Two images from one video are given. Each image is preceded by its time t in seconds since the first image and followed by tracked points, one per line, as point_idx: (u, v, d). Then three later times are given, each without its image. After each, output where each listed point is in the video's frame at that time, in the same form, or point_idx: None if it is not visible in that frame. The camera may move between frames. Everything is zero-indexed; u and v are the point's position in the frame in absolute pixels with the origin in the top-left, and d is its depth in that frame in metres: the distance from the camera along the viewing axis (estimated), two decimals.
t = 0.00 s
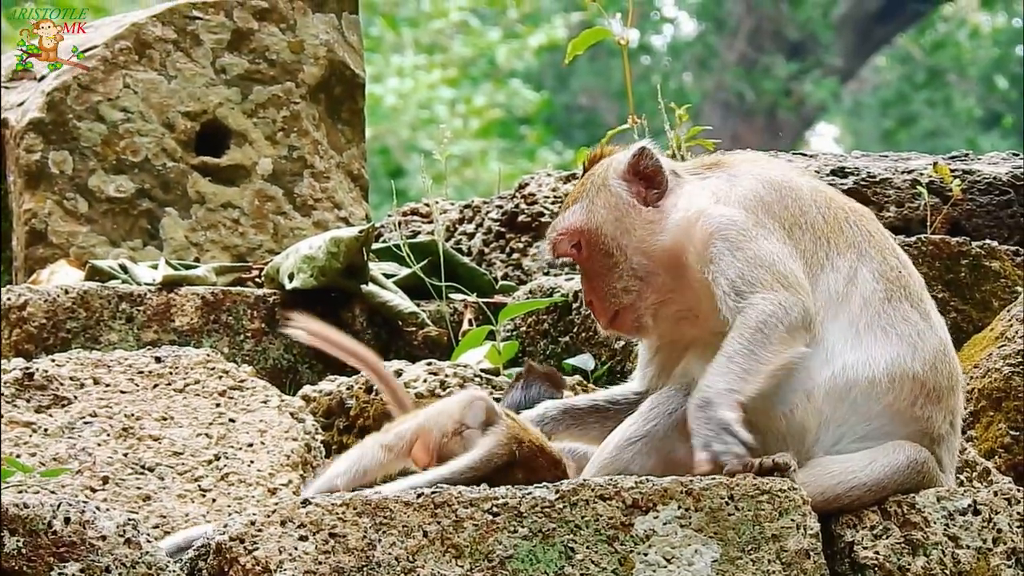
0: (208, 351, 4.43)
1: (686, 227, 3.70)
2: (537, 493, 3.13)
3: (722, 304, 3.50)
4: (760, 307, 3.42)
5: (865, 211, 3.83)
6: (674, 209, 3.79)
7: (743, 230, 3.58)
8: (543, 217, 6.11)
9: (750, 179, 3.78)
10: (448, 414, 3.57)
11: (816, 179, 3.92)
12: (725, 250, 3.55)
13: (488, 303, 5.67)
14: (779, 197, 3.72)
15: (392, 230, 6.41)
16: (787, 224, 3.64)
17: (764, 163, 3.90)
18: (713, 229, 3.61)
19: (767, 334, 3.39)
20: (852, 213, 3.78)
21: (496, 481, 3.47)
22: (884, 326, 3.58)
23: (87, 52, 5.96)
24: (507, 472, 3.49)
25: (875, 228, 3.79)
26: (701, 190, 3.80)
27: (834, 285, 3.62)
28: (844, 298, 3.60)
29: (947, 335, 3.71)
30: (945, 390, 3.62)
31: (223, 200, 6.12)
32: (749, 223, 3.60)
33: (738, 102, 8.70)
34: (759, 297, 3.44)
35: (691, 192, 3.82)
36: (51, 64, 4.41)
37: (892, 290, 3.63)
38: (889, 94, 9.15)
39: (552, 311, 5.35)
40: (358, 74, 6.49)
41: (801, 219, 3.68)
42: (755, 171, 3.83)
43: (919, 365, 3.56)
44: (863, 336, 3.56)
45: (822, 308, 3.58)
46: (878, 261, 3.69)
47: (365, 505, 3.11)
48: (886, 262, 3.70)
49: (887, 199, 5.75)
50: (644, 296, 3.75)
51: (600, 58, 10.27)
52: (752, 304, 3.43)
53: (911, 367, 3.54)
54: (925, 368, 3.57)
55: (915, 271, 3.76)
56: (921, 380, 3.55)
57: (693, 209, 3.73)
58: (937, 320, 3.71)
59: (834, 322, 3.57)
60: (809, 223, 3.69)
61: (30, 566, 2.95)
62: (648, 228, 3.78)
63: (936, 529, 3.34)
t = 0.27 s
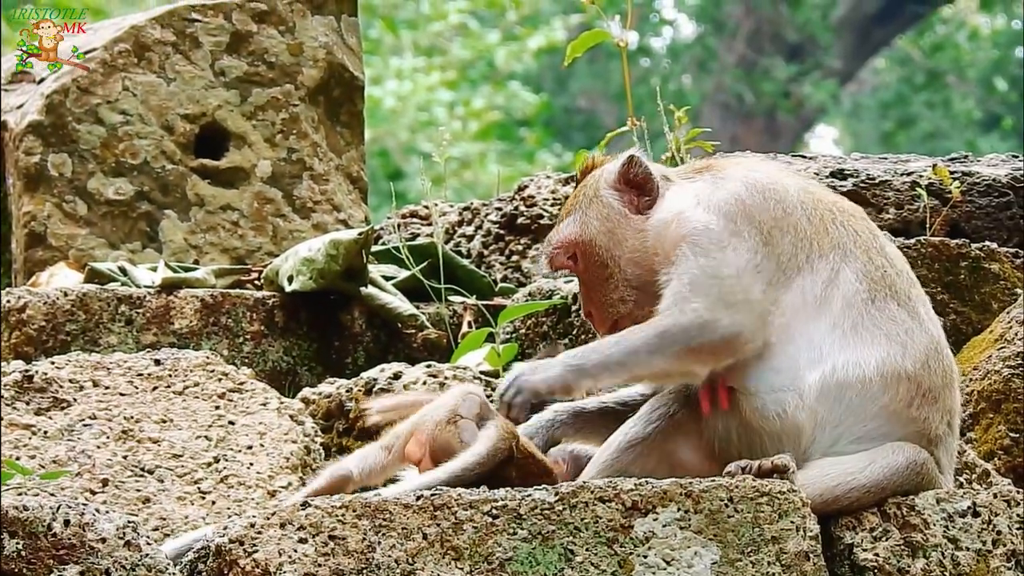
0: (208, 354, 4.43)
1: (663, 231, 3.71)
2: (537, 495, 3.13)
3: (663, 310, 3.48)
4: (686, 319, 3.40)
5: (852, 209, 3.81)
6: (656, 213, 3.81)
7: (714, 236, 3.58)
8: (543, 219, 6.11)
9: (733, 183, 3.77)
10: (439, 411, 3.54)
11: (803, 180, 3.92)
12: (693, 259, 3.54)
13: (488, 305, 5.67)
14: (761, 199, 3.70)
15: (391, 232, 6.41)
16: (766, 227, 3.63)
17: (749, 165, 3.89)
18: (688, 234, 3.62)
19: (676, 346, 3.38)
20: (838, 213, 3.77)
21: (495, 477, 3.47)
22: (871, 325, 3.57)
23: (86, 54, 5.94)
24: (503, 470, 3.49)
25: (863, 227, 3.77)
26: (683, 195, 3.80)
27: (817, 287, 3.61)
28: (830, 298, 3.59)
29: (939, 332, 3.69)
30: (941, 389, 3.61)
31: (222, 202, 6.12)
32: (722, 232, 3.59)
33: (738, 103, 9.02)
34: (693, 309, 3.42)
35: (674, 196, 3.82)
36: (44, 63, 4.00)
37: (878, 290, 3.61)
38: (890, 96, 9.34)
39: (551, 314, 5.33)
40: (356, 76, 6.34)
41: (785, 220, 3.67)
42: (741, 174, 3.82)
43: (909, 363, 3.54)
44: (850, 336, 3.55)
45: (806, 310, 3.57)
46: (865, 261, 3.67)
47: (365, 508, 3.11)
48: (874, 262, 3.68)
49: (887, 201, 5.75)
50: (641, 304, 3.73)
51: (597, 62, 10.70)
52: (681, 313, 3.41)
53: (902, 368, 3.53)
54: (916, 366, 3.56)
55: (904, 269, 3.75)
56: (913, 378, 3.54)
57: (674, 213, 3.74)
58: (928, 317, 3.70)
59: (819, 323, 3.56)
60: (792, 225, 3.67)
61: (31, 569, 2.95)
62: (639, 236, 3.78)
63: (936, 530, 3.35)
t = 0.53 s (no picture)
0: (208, 355, 4.43)
1: (648, 237, 3.82)
2: (539, 496, 3.14)
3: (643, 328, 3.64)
4: (660, 342, 3.55)
5: (840, 209, 3.85)
6: (643, 219, 3.89)
7: (697, 246, 3.69)
8: (543, 219, 6.11)
9: (719, 189, 3.84)
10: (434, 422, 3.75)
11: (793, 182, 3.96)
12: (674, 270, 3.66)
13: (488, 305, 5.67)
14: (744, 205, 3.78)
15: (392, 233, 6.41)
16: (749, 232, 3.72)
17: (737, 170, 3.97)
18: (671, 242, 3.73)
19: (648, 374, 3.55)
20: (826, 214, 3.81)
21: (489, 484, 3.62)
22: (860, 324, 3.59)
23: (86, 54, 5.97)
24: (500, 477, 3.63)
25: (851, 226, 3.80)
26: (671, 202, 3.88)
27: (802, 290, 3.66)
28: (816, 299, 3.64)
29: (932, 329, 3.70)
30: (937, 387, 3.61)
31: (222, 203, 6.11)
32: (705, 241, 3.70)
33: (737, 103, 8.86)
34: (668, 330, 3.56)
35: (662, 202, 3.90)
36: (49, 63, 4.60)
37: (865, 288, 3.64)
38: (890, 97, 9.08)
39: (552, 314, 5.33)
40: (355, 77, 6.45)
41: (770, 224, 3.74)
42: (728, 179, 3.89)
43: (900, 361, 3.55)
44: (838, 336, 3.58)
45: (791, 314, 3.63)
46: (852, 260, 3.70)
47: (366, 509, 3.11)
48: (861, 260, 3.71)
49: (887, 202, 5.75)
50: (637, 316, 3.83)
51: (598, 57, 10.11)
52: (656, 335, 3.56)
53: (893, 366, 3.54)
54: (908, 363, 3.56)
55: (894, 267, 3.76)
56: (906, 376, 3.55)
57: (659, 221, 3.84)
58: (921, 314, 3.71)
59: (806, 325, 3.61)
60: (776, 229, 3.74)
61: (33, 569, 2.95)
62: (630, 247, 3.85)
63: (936, 532, 3.29)
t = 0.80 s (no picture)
0: (212, 353, 4.42)
1: (651, 244, 3.77)
2: (542, 495, 3.14)
3: (657, 342, 3.61)
4: (678, 357, 3.53)
5: (838, 206, 3.84)
6: (643, 227, 3.84)
7: (701, 252, 3.67)
8: (547, 219, 6.10)
9: (718, 190, 3.83)
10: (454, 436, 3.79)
11: (792, 181, 3.95)
12: (679, 279, 3.64)
13: (492, 305, 5.67)
14: (745, 206, 3.76)
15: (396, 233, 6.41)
16: (751, 235, 3.70)
17: (735, 169, 3.95)
18: (675, 249, 3.71)
19: (672, 389, 3.53)
20: (825, 213, 3.80)
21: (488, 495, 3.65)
22: (862, 325, 3.60)
23: (87, 55, 6.00)
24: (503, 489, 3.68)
25: (851, 225, 3.80)
26: (670, 206, 3.86)
27: (804, 292, 3.65)
28: (819, 300, 3.64)
29: (934, 326, 3.70)
30: (938, 385, 3.62)
31: (226, 202, 6.11)
32: (708, 246, 3.68)
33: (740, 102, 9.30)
34: (682, 343, 3.54)
35: (661, 209, 3.86)
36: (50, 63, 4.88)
37: (866, 288, 3.64)
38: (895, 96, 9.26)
39: (555, 313, 5.32)
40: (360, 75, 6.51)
41: (772, 225, 3.73)
42: (726, 179, 3.87)
43: (902, 361, 3.56)
44: (841, 338, 3.59)
45: (795, 316, 3.62)
46: (852, 260, 3.70)
47: (370, 507, 3.11)
48: (862, 260, 3.71)
49: (891, 201, 5.75)
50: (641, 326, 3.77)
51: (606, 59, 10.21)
52: (672, 350, 3.55)
53: (896, 366, 3.55)
54: (910, 363, 3.57)
55: (895, 265, 3.76)
56: (908, 375, 3.56)
57: (659, 226, 3.80)
58: (922, 312, 3.71)
59: (809, 327, 3.61)
60: (777, 230, 3.73)
61: (34, 567, 2.95)
62: (631, 255, 3.79)
63: (940, 530, 3.34)
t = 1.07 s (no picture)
0: (215, 352, 4.41)
1: (649, 247, 3.79)
2: (545, 493, 3.13)
3: (654, 346, 3.62)
4: (676, 362, 3.54)
5: (837, 206, 3.84)
6: (642, 229, 3.85)
7: (699, 255, 3.67)
8: (551, 217, 6.10)
9: (716, 192, 3.83)
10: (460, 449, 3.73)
11: (791, 181, 3.95)
12: (678, 283, 3.65)
13: (495, 303, 5.66)
14: (743, 208, 3.77)
15: (399, 231, 6.40)
16: (749, 237, 3.70)
17: (734, 170, 3.95)
18: (673, 252, 3.72)
19: (669, 394, 3.54)
20: (824, 213, 3.80)
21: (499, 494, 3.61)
22: (861, 325, 3.60)
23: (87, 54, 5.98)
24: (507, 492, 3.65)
25: (850, 224, 3.80)
26: (668, 209, 3.87)
27: (803, 293, 3.65)
28: (818, 301, 3.64)
29: (935, 325, 3.70)
30: (940, 383, 3.62)
31: (229, 200, 6.12)
32: (706, 249, 3.68)
33: (744, 102, 9.67)
34: (680, 347, 3.55)
35: (659, 211, 3.88)
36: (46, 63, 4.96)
37: (866, 288, 3.64)
38: (899, 96, 9.30)
39: (559, 313, 5.32)
40: (364, 74, 6.49)
41: (770, 227, 3.73)
42: (724, 181, 3.88)
43: (903, 360, 3.56)
44: (840, 339, 3.58)
45: (794, 318, 3.62)
46: (850, 260, 3.70)
47: (373, 506, 3.11)
48: (861, 259, 3.71)
49: (894, 201, 5.75)
50: (642, 329, 3.78)
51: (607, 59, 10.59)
52: (670, 355, 3.55)
53: (896, 367, 3.55)
54: (910, 363, 3.57)
55: (894, 264, 3.76)
56: (908, 375, 3.56)
57: (658, 230, 3.81)
58: (922, 310, 3.70)
59: (808, 328, 3.61)
60: (777, 231, 3.73)
61: (37, 566, 2.95)
62: (631, 258, 3.81)
63: (942, 531, 3.35)
